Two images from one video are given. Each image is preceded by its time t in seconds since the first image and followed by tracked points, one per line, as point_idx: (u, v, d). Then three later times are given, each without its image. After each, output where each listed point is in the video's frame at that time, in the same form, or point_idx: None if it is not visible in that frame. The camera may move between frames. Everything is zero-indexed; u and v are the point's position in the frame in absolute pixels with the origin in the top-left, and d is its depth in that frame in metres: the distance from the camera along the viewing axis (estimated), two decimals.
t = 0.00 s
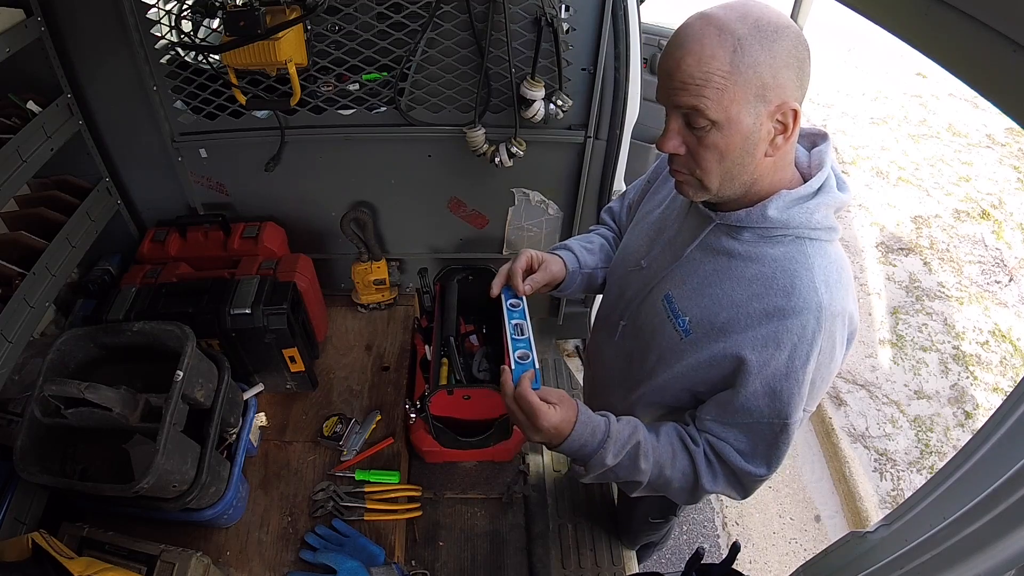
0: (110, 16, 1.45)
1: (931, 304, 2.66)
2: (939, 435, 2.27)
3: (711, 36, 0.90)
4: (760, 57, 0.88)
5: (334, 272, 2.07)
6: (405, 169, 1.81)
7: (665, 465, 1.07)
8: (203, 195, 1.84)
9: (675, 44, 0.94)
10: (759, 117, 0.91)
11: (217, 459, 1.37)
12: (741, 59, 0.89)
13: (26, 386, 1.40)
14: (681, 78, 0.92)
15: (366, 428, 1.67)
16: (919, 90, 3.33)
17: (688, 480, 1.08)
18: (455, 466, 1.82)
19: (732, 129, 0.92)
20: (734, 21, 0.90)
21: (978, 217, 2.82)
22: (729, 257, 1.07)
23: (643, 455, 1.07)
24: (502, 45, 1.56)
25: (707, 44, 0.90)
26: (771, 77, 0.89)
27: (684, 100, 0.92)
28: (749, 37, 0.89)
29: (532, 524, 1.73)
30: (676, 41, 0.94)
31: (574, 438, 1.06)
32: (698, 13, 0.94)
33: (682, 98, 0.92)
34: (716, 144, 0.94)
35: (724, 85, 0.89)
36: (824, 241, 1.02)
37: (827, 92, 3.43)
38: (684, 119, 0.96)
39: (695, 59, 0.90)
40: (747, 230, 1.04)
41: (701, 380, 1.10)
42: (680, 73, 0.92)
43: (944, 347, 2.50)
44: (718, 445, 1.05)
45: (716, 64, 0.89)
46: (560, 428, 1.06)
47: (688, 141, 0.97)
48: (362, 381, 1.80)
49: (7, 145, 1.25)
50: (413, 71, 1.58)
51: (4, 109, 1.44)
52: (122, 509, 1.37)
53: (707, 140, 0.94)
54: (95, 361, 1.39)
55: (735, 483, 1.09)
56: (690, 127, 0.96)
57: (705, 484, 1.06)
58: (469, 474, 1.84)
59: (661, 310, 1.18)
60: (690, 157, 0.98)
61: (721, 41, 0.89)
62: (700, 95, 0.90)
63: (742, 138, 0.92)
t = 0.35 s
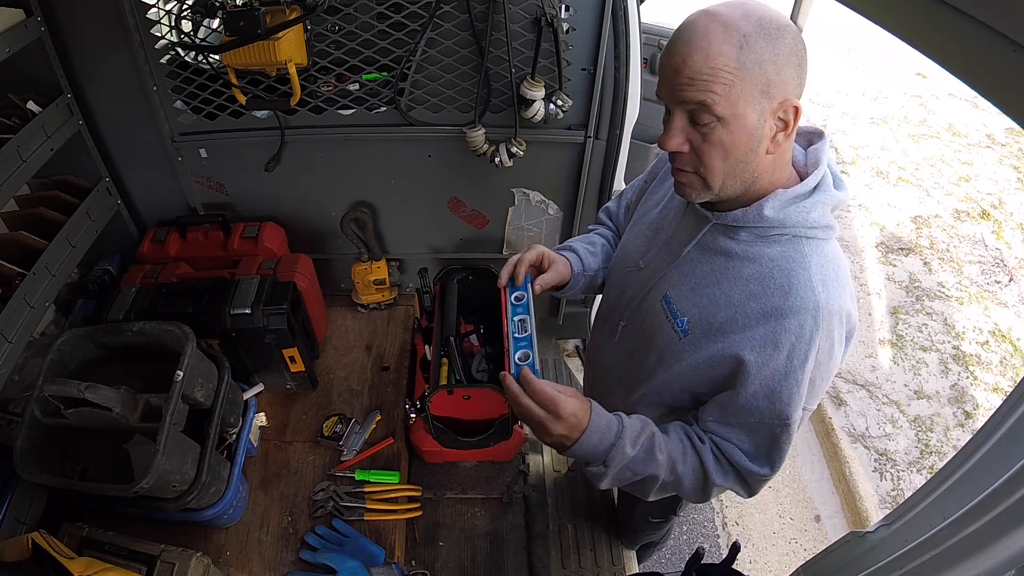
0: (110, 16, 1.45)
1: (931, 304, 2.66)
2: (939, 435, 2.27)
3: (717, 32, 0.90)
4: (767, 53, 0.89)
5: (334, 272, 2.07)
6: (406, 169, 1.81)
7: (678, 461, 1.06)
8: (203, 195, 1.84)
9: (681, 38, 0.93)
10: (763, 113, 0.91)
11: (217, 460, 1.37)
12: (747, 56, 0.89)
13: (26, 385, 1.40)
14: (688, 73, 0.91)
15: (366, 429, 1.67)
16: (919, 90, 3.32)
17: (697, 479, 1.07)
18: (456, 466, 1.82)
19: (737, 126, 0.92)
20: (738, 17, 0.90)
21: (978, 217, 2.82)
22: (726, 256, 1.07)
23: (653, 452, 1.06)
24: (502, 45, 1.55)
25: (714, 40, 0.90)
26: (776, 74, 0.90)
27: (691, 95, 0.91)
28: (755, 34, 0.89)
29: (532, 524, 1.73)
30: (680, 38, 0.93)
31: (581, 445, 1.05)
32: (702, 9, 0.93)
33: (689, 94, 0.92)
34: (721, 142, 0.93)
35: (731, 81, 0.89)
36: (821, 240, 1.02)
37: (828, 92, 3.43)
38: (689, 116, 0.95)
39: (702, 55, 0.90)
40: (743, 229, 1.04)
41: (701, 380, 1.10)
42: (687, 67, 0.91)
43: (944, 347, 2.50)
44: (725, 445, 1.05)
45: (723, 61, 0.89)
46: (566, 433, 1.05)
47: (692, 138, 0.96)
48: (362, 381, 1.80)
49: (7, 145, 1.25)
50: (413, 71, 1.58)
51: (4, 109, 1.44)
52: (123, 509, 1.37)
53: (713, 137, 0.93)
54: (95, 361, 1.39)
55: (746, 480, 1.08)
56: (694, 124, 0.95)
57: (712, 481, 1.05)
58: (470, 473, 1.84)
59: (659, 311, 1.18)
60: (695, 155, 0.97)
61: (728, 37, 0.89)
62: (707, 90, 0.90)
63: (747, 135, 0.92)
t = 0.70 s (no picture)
0: (110, 16, 1.45)
1: (931, 304, 2.66)
2: (939, 435, 2.27)
3: (752, 19, 0.90)
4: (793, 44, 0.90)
5: (334, 273, 2.07)
6: (405, 169, 1.81)
7: (711, 467, 1.05)
8: (203, 195, 1.84)
9: (706, 26, 0.92)
10: (788, 103, 0.92)
11: (217, 460, 1.37)
12: (781, 43, 0.90)
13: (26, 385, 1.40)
14: (725, 57, 0.90)
15: (366, 429, 1.67)
16: (919, 90, 3.34)
17: (726, 478, 1.07)
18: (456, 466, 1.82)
19: (767, 114, 0.92)
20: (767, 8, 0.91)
21: (978, 217, 2.82)
22: (727, 254, 1.07)
23: (687, 462, 1.04)
24: (502, 45, 1.56)
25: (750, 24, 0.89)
26: (801, 68, 0.92)
27: (729, 79, 0.90)
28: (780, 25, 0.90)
29: (532, 524, 1.73)
30: (710, 24, 0.92)
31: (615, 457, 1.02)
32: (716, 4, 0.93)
33: (726, 78, 0.90)
34: (752, 129, 0.93)
35: (767, 67, 0.89)
36: (820, 231, 1.02)
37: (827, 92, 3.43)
38: (720, 102, 0.93)
39: (742, 39, 0.89)
40: (743, 225, 1.04)
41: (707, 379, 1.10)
42: (723, 51, 0.90)
43: (944, 347, 2.50)
44: (748, 444, 1.06)
45: (761, 46, 0.89)
46: (601, 448, 1.01)
47: (720, 125, 0.94)
48: (362, 381, 1.80)
49: (7, 145, 1.25)
50: (413, 71, 1.58)
51: (4, 109, 1.44)
52: (123, 509, 1.37)
53: (745, 123, 0.92)
54: (95, 361, 1.39)
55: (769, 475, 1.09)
56: (724, 110, 0.93)
57: (742, 478, 1.05)
58: (470, 473, 1.84)
59: (659, 312, 1.17)
60: (724, 142, 0.95)
61: (760, 24, 0.89)
62: (746, 73, 0.89)
63: (774, 123, 0.93)
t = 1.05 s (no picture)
0: (110, 16, 1.45)
1: (931, 304, 2.66)
2: (939, 435, 2.27)
3: (687, 32, 0.89)
4: (738, 56, 0.87)
5: (334, 272, 2.07)
6: (405, 169, 1.81)
7: (682, 453, 1.11)
8: (203, 195, 1.84)
9: (654, 36, 0.92)
10: (734, 116, 0.90)
11: (217, 460, 1.37)
12: (715, 57, 0.88)
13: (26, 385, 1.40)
14: (654, 74, 0.91)
15: (366, 429, 1.67)
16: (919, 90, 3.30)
17: (701, 472, 1.12)
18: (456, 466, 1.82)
19: (702, 128, 0.91)
20: (710, 18, 0.89)
21: (978, 217, 2.82)
22: (716, 259, 1.07)
23: (653, 436, 1.11)
24: (502, 45, 1.56)
25: (685, 38, 0.89)
26: (746, 79, 0.88)
27: (657, 95, 0.92)
28: (725, 36, 0.88)
29: (532, 524, 1.73)
30: (653, 37, 0.93)
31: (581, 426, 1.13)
32: (675, 10, 0.93)
33: (655, 94, 0.92)
34: (687, 143, 0.93)
35: (698, 82, 0.88)
36: (811, 238, 1.02)
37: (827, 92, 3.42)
38: (659, 116, 0.95)
39: (670, 55, 0.90)
40: (733, 231, 1.04)
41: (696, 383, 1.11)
42: (657, 66, 0.91)
43: (944, 347, 2.50)
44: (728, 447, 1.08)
45: (691, 61, 0.89)
46: (572, 411, 1.12)
47: (659, 137, 0.97)
48: (362, 381, 1.80)
49: (7, 145, 1.25)
50: (413, 71, 1.58)
51: (4, 109, 1.44)
52: (123, 509, 1.37)
53: (680, 137, 0.94)
54: (95, 361, 1.39)
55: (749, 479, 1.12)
56: (662, 124, 0.95)
57: (715, 475, 1.09)
58: (470, 474, 1.84)
59: (650, 314, 1.17)
60: (664, 154, 0.98)
61: (695, 39, 0.89)
62: (674, 89, 0.90)
63: (715, 137, 0.92)
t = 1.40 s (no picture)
0: (110, 16, 1.46)
1: (931, 304, 2.66)
2: (939, 435, 2.27)
3: (580, 72, 0.96)
4: (618, 97, 0.92)
5: (334, 273, 2.07)
6: (405, 169, 1.81)
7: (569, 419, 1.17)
8: (203, 195, 1.84)
9: (563, 74, 0.99)
10: (628, 147, 0.96)
11: (217, 460, 1.37)
12: (603, 94, 0.94)
13: (25, 385, 1.40)
14: (562, 110, 1.00)
15: (366, 428, 1.67)
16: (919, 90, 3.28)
17: (584, 433, 1.16)
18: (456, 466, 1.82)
19: (603, 157, 0.99)
20: (600, 55, 0.94)
21: (978, 217, 2.82)
22: (661, 256, 1.09)
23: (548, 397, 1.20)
24: (502, 45, 1.56)
25: (579, 78, 0.96)
26: (634, 112, 0.93)
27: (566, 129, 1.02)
28: (607, 77, 0.93)
29: (532, 524, 1.73)
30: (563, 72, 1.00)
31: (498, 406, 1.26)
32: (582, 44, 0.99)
33: (564, 128, 1.02)
34: (598, 168, 1.03)
35: (591, 119, 0.96)
36: (749, 242, 1.00)
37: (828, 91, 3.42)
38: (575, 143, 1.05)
39: (567, 95, 0.98)
40: (676, 232, 1.05)
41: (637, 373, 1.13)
42: (563, 106, 0.99)
43: (944, 347, 2.51)
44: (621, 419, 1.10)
45: (582, 101, 0.96)
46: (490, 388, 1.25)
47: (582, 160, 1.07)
48: (362, 381, 1.80)
49: (7, 145, 1.25)
50: (413, 71, 1.58)
51: (4, 109, 1.44)
52: (123, 509, 1.37)
53: (591, 164, 1.03)
54: (95, 361, 1.39)
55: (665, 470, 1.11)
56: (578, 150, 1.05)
57: (594, 434, 1.13)
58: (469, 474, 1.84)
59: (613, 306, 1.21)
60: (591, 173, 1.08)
61: (585, 79, 0.95)
62: (573, 128, 0.99)
63: (616, 164, 0.99)
